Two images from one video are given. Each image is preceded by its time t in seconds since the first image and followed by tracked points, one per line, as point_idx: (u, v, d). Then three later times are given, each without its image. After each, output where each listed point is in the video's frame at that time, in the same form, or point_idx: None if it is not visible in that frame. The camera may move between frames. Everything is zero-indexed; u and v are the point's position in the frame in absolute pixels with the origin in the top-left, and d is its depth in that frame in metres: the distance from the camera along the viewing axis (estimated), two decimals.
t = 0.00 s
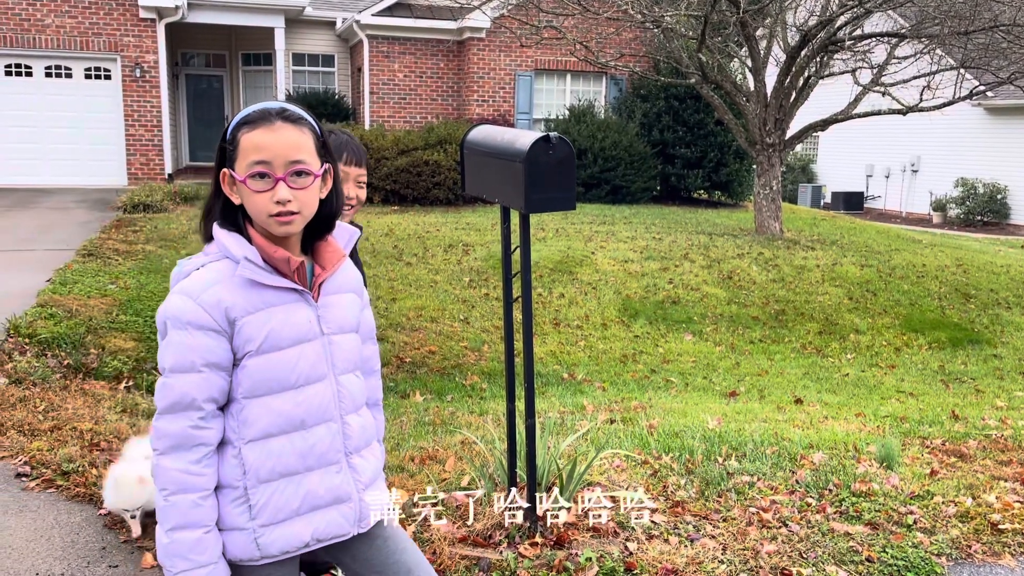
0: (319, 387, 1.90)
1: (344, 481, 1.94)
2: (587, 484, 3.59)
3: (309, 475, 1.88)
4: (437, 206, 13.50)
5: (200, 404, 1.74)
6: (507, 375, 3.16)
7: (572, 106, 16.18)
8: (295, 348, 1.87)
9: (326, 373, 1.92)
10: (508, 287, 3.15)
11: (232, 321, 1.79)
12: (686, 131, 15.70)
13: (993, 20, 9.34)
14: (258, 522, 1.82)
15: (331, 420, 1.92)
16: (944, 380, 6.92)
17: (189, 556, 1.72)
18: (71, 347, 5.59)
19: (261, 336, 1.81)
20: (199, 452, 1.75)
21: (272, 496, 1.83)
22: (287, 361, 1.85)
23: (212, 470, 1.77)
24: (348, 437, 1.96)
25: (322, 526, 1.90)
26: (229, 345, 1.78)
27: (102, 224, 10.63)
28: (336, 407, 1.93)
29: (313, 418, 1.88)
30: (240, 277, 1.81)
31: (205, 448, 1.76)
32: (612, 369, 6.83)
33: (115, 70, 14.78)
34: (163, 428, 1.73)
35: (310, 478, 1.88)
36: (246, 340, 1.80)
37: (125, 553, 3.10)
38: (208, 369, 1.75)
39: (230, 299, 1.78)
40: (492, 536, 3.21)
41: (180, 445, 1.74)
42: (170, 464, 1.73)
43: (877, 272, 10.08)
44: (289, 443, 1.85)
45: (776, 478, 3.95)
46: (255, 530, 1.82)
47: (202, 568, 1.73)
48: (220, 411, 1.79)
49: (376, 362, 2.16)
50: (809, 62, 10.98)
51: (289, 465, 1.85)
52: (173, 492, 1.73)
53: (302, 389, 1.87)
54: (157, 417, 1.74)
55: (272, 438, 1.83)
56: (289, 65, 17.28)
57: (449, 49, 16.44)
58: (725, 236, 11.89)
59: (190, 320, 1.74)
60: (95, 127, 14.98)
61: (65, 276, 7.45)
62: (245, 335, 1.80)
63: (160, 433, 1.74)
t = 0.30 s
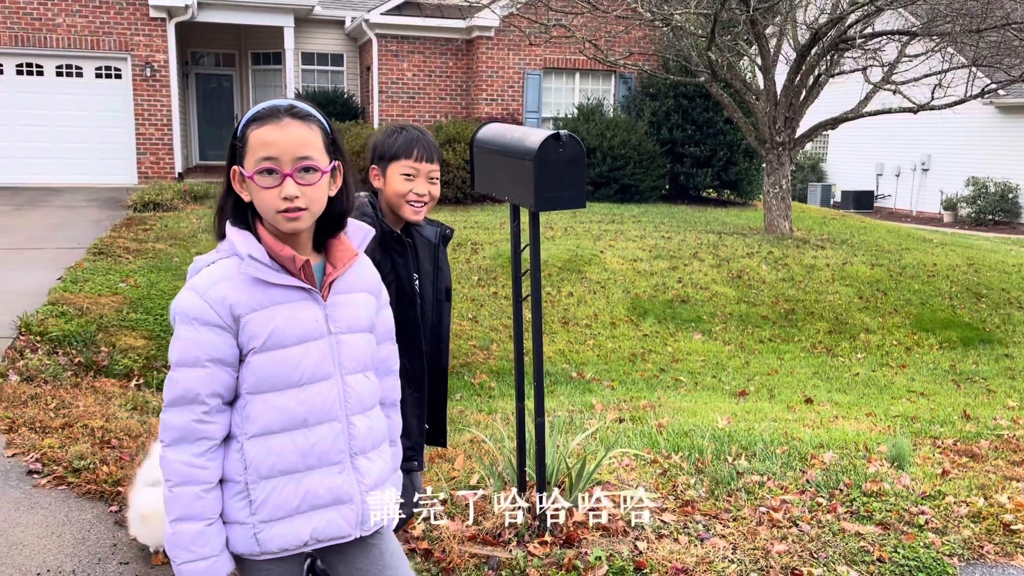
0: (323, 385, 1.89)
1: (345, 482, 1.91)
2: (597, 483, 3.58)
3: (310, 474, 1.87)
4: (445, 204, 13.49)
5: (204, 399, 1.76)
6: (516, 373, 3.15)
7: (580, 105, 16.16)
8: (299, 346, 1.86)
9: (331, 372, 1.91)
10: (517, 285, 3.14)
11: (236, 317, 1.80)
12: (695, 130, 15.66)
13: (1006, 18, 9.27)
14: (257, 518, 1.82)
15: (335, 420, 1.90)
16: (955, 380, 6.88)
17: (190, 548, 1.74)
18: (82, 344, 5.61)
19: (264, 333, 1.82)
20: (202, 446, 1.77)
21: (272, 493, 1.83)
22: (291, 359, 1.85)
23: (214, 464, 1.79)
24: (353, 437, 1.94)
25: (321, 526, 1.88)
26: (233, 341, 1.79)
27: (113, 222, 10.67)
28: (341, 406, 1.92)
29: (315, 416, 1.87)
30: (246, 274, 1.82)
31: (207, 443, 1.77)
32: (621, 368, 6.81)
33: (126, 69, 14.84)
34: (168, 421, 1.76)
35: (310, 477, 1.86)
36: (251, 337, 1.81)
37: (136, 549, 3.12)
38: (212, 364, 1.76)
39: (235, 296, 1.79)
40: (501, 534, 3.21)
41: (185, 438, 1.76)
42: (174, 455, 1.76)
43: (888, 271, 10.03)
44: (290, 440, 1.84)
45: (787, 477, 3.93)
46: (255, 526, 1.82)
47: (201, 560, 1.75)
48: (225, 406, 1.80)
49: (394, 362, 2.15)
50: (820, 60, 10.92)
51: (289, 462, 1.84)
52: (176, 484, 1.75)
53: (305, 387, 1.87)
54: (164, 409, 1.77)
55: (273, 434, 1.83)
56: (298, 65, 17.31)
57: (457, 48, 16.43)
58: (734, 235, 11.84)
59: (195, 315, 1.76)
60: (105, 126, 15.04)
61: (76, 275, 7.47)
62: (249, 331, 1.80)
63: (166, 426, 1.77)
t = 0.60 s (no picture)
0: (329, 389, 1.89)
1: (344, 489, 1.90)
2: (610, 484, 3.58)
3: (309, 478, 1.87)
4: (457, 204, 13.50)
5: (211, 393, 1.80)
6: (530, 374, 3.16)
7: (593, 104, 16.14)
8: (306, 348, 1.87)
9: (338, 376, 1.91)
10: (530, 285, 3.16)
11: (245, 314, 1.83)
12: (707, 129, 15.62)
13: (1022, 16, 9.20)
14: (254, 515, 1.83)
15: (338, 424, 1.90)
16: (971, 381, 6.83)
17: (192, 538, 1.79)
18: (97, 343, 5.64)
19: (271, 332, 1.84)
20: (210, 439, 1.81)
21: (271, 492, 1.83)
22: (296, 360, 1.86)
23: (221, 457, 1.82)
24: (356, 444, 1.93)
25: (317, 530, 1.87)
26: (243, 338, 1.83)
27: (128, 221, 10.73)
28: (345, 411, 1.91)
29: (318, 419, 1.87)
30: (258, 273, 1.85)
31: (214, 436, 1.81)
32: (633, 367, 6.81)
33: (140, 69, 14.94)
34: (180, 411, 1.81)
35: (309, 480, 1.86)
36: (259, 336, 1.83)
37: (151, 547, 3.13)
38: (221, 359, 1.80)
39: (244, 293, 1.82)
40: (515, 533, 3.23)
41: (193, 430, 1.80)
42: (182, 446, 1.80)
43: (902, 271, 9.98)
44: (289, 440, 1.85)
45: (801, 478, 3.92)
46: (254, 523, 1.84)
47: (201, 551, 1.78)
48: (236, 401, 1.84)
49: (422, 372, 2.13)
50: (834, 59, 10.87)
51: (289, 463, 1.85)
52: (182, 474, 1.80)
53: (310, 389, 1.87)
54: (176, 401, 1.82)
55: (274, 434, 1.84)
56: (311, 64, 17.37)
57: (470, 47, 16.44)
58: (748, 234, 11.80)
59: (208, 310, 1.81)
60: (120, 126, 15.13)
61: (91, 274, 7.52)
62: (257, 329, 1.83)
63: (178, 417, 1.82)
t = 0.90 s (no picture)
0: (330, 393, 1.91)
1: (342, 495, 1.92)
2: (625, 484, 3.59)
3: (308, 481, 1.90)
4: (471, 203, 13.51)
5: (217, 392, 1.85)
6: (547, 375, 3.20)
7: (607, 103, 16.13)
8: (307, 351, 1.90)
9: (340, 380, 1.93)
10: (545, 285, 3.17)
11: (249, 314, 1.87)
12: (722, 128, 15.57)
13: None
14: (256, 516, 1.88)
15: (338, 429, 1.92)
16: (988, 381, 6.78)
17: (198, 536, 1.83)
18: (116, 341, 5.69)
19: (273, 333, 1.87)
20: (216, 438, 1.86)
21: (271, 494, 1.87)
22: (297, 363, 1.89)
23: (228, 457, 1.87)
24: (357, 450, 1.94)
25: (315, 535, 1.90)
26: (248, 338, 1.87)
27: (145, 220, 10.82)
28: (346, 417, 1.93)
29: (318, 423, 1.90)
30: (263, 274, 1.89)
31: (220, 436, 1.86)
32: (647, 367, 6.81)
33: (157, 69, 15.06)
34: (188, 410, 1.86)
35: (308, 484, 1.90)
36: (262, 337, 1.87)
37: (171, 543, 3.17)
38: (226, 359, 1.85)
39: (248, 293, 1.87)
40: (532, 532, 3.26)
41: (199, 428, 1.86)
42: (190, 446, 1.85)
43: (918, 271, 9.93)
44: (290, 442, 1.88)
45: (816, 479, 3.91)
46: (258, 525, 1.88)
47: (207, 549, 1.83)
48: (242, 400, 1.88)
49: (436, 381, 2.11)
50: (850, 58, 10.82)
51: (289, 466, 1.88)
52: (189, 472, 1.85)
53: (311, 392, 1.90)
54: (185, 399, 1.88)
55: (276, 436, 1.88)
56: (326, 64, 17.44)
57: (484, 47, 16.45)
58: (763, 234, 11.76)
59: (214, 310, 1.86)
60: (137, 126, 15.24)
61: (109, 272, 7.59)
62: (259, 330, 1.87)
63: (186, 416, 1.87)
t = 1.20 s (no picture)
0: (334, 397, 1.96)
1: (348, 499, 1.98)
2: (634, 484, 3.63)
3: (314, 485, 1.96)
4: (484, 202, 13.55)
5: (225, 397, 1.91)
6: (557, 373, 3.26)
7: (619, 102, 16.14)
8: (311, 356, 1.95)
9: (344, 385, 1.98)
10: (557, 283, 3.23)
11: (254, 319, 1.92)
12: (735, 127, 15.56)
13: None
14: (266, 519, 1.94)
15: (343, 433, 1.97)
16: (1001, 382, 6.77)
17: (212, 541, 1.89)
18: (134, 339, 5.77)
19: (277, 338, 1.92)
20: (225, 443, 1.92)
21: (280, 498, 1.94)
22: (302, 368, 1.94)
23: (238, 462, 1.93)
24: (362, 454, 2.00)
25: (322, 538, 1.96)
26: (253, 343, 1.92)
27: (160, 219, 10.93)
28: (349, 421, 1.98)
29: (323, 428, 1.96)
30: (266, 280, 1.94)
31: (227, 440, 1.92)
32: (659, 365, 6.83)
33: (172, 69, 15.18)
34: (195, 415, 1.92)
35: (314, 488, 1.96)
36: (266, 342, 1.92)
37: (189, 537, 3.23)
38: (233, 364, 1.91)
39: (252, 298, 1.91)
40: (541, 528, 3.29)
41: (209, 434, 1.91)
42: (199, 451, 1.91)
43: (932, 271, 9.91)
44: (295, 446, 1.94)
45: (826, 478, 3.93)
46: (267, 527, 1.95)
47: (221, 554, 1.89)
48: (249, 405, 1.94)
49: (431, 383, 2.16)
50: (863, 57, 10.80)
51: (296, 470, 1.94)
52: (200, 478, 1.91)
53: (316, 397, 1.95)
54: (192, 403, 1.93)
55: (282, 441, 1.93)
56: (339, 64, 17.53)
57: (497, 47, 16.48)
58: (775, 233, 11.76)
59: (220, 316, 1.91)
60: (152, 126, 15.37)
61: (126, 271, 7.68)
62: (264, 335, 1.92)
63: (195, 421, 1.93)
